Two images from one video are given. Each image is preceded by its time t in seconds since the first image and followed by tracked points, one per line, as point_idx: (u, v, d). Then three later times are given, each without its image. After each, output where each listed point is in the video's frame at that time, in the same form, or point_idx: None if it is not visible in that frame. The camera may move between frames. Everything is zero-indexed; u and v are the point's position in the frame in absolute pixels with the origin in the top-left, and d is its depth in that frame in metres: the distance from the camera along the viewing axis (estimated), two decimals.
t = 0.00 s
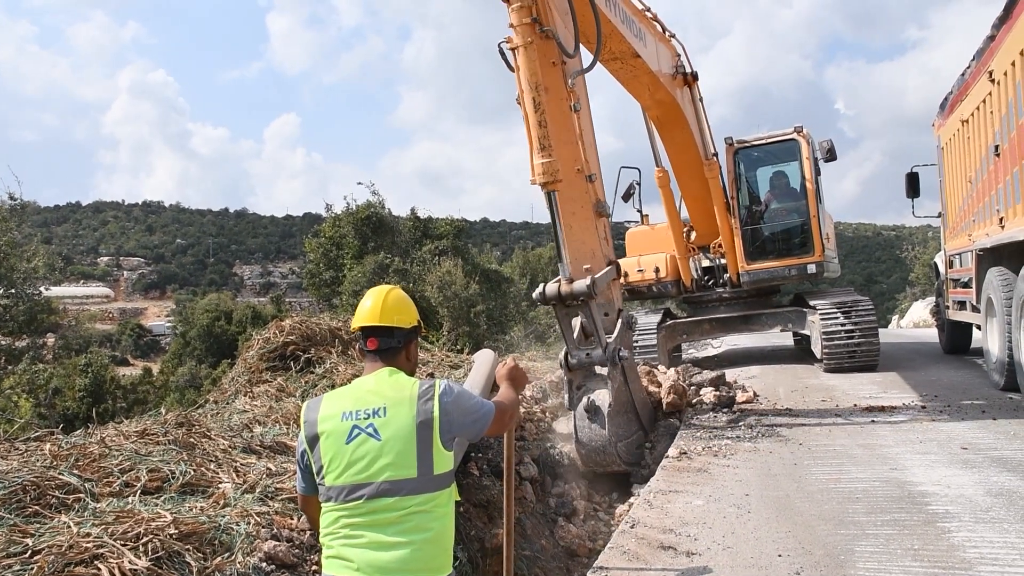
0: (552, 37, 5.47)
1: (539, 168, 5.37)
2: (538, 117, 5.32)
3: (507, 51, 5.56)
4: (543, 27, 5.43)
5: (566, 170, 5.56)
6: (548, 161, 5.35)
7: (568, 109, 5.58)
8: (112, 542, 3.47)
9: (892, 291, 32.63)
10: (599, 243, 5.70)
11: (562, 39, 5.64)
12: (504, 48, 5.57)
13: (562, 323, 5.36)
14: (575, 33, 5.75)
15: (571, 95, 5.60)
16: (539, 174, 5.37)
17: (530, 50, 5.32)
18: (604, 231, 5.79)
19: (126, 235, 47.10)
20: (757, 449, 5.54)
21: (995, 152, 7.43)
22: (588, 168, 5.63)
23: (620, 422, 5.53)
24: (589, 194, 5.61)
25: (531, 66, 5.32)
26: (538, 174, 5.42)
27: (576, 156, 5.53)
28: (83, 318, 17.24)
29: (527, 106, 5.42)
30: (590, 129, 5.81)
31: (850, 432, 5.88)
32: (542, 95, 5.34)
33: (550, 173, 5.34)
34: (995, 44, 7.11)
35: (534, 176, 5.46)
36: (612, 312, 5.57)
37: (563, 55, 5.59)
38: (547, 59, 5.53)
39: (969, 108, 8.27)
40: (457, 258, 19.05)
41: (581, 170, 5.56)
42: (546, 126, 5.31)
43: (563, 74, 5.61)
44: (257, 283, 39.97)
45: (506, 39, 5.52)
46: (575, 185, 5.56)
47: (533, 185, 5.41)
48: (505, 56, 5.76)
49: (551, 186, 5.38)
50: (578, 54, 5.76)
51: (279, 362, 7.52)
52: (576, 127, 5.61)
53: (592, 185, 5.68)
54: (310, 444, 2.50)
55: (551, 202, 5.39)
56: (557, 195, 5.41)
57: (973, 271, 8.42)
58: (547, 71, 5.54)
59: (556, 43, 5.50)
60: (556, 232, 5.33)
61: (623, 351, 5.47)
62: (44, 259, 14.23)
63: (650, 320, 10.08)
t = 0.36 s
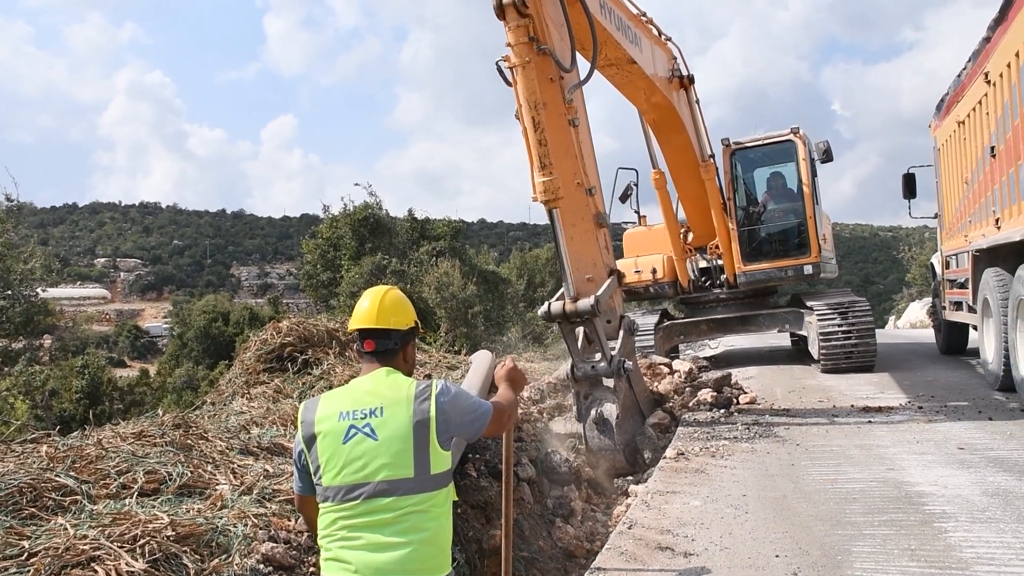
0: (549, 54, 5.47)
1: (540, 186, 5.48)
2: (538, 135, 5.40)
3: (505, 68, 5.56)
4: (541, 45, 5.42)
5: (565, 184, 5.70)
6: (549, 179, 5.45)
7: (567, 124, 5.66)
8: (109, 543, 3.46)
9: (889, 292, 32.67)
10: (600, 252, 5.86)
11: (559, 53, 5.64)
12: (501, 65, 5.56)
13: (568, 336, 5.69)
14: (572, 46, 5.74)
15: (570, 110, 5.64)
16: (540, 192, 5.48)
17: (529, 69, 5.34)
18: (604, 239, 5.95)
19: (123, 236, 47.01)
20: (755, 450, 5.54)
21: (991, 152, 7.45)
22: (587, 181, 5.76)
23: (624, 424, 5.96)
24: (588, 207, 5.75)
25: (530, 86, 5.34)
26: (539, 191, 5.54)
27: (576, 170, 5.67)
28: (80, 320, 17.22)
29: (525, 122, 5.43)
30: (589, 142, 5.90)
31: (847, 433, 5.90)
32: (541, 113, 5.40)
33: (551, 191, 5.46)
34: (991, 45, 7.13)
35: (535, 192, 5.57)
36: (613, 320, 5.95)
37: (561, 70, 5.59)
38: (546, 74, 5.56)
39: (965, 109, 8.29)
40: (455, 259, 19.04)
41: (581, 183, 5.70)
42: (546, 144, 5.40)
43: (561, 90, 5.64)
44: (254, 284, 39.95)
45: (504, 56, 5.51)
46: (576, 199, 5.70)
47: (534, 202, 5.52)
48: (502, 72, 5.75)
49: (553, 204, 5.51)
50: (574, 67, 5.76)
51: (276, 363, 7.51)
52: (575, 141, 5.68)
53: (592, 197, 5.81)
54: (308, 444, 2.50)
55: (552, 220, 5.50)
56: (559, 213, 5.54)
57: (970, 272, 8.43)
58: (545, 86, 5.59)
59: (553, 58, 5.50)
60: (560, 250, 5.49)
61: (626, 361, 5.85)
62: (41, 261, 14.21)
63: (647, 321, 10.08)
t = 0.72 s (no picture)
0: (548, 61, 5.48)
1: (538, 194, 5.50)
2: (537, 143, 5.39)
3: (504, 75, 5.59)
4: (539, 52, 5.42)
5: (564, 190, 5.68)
6: (548, 187, 5.47)
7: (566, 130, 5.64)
8: (106, 545, 3.45)
9: (886, 293, 32.71)
10: (600, 259, 5.83)
11: (558, 60, 5.64)
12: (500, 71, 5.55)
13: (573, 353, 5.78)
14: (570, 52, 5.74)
15: (569, 116, 5.62)
16: (538, 200, 5.51)
17: (528, 76, 5.37)
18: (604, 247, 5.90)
19: (120, 237, 46.95)
20: (752, 451, 5.54)
21: (988, 153, 7.46)
22: (587, 187, 5.71)
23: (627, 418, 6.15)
24: (588, 214, 5.70)
25: (528, 94, 5.37)
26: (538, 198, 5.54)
27: (575, 177, 5.64)
28: (77, 321, 17.20)
29: (524, 129, 5.44)
30: (588, 148, 5.86)
31: (845, 434, 5.90)
32: (540, 121, 5.39)
33: (549, 199, 5.47)
34: (988, 47, 7.14)
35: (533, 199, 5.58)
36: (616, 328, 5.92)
37: (560, 76, 5.59)
38: (544, 81, 5.56)
39: (962, 110, 8.30)
40: (452, 260, 19.03)
41: (580, 190, 5.65)
42: (545, 151, 5.41)
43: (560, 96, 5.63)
44: (251, 285, 39.96)
45: (503, 62, 5.52)
46: (575, 206, 5.67)
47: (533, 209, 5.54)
48: (501, 79, 5.76)
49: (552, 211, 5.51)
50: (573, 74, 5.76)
51: (273, 365, 7.50)
52: (574, 148, 5.65)
53: (591, 205, 5.76)
54: (318, 443, 2.50)
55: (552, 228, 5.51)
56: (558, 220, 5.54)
57: (967, 273, 8.44)
58: (544, 93, 5.59)
59: (551, 64, 5.50)
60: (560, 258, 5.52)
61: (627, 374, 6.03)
62: (38, 262, 14.20)
63: (645, 322, 10.08)
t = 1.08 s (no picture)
0: (543, 64, 5.48)
1: (534, 197, 5.49)
2: (532, 145, 5.39)
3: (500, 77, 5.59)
4: (535, 54, 5.43)
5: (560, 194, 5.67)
6: (543, 190, 5.45)
7: (561, 133, 5.64)
8: (103, 548, 3.45)
9: (883, 294, 32.75)
10: (595, 263, 5.81)
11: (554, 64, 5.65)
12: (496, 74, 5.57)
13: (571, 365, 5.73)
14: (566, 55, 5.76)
15: (564, 120, 5.63)
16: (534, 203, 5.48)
17: (523, 79, 5.37)
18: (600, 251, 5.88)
19: (117, 239, 46.87)
20: (750, 452, 5.55)
21: (984, 155, 7.47)
22: (582, 192, 5.71)
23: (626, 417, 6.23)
24: (583, 218, 5.69)
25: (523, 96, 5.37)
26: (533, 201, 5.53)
27: (570, 181, 5.63)
28: (74, 323, 17.16)
29: (519, 132, 5.44)
30: (583, 152, 5.87)
31: (842, 434, 5.91)
32: (535, 123, 5.40)
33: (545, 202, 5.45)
34: (984, 49, 7.15)
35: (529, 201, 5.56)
36: (608, 333, 5.79)
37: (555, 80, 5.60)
38: (540, 84, 5.58)
39: (959, 112, 8.32)
40: (450, 262, 19.03)
41: (575, 194, 5.65)
42: (540, 154, 5.40)
43: (555, 100, 5.64)
44: (249, 287, 39.96)
45: (499, 65, 5.54)
46: (570, 209, 5.65)
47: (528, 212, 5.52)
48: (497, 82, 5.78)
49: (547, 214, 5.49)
50: (569, 78, 5.77)
51: (270, 366, 7.49)
52: (569, 151, 5.65)
53: (586, 209, 5.75)
54: (346, 438, 2.49)
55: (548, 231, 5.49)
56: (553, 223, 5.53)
57: (964, 274, 8.45)
58: (540, 96, 5.60)
59: (547, 67, 5.50)
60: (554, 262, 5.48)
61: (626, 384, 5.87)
62: (35, 263, 14.18)
63: (643, 324, 10.08)
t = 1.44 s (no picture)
0: (534, 66, 5.48)
1: (524, 199, 5.37)
2: (522, 147, 5.33)
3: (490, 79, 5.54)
4: (526, 56, 5.43)
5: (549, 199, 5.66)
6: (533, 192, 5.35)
7: (551, 138, 5.64)
8: (97, 552, 3.43)
9: (879, 296, 32.82)
10: (584, 272, 5.76)
11: (545, 68, 5.67)
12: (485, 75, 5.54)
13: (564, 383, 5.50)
14: (558, 60, 5.77)
15: (554, 125, 5.64)
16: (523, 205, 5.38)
17: (514, 80, 5.33)
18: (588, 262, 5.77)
19: (113, 240, 46.74)
20: (746, 455, 5.55)
21: (979, 158, 7.49)
22: (571, 198, 5.69)
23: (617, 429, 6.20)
24: (572, 223, 5.67)
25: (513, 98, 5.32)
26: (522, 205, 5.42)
27: (559, 186, 5.64)
28: (69, 326, 17.13)
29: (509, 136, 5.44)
30: (573, 157, 5.85)
31: (838, 437, 5.92)
32: (525, 125, 5.34)
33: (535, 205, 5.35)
34: (979, 52, 7.18)
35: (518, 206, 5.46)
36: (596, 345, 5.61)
37: (546, 84, 5.60)
38: (530, 88, 5.55)
39: (954, 115, 8.34)
40: (446, 265, 19.02)
41: (564, 200, 5.64)
42: (530, 156, 5.33)
43: (545, 104, 5.64)
44: (245, 290, 39.90)
45: (488, 67, 5.53)
46: (560, 215, 5.65)
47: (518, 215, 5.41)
48: (487, 85, 5.78)
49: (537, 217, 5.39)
50: (560, 83, 5.77)
51: (266, 369, 7.47)
52: (559, 157, 5.65)
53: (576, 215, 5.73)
54: (378, 430, 2.54)
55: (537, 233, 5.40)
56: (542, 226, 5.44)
57: (959, 277, 8.46)
58: (530, 100, 5.58)
59: (538, 71, 5.50)
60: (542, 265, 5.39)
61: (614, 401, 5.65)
62: (30, 266, 14.15)
63: (639, 326, 10.08)
